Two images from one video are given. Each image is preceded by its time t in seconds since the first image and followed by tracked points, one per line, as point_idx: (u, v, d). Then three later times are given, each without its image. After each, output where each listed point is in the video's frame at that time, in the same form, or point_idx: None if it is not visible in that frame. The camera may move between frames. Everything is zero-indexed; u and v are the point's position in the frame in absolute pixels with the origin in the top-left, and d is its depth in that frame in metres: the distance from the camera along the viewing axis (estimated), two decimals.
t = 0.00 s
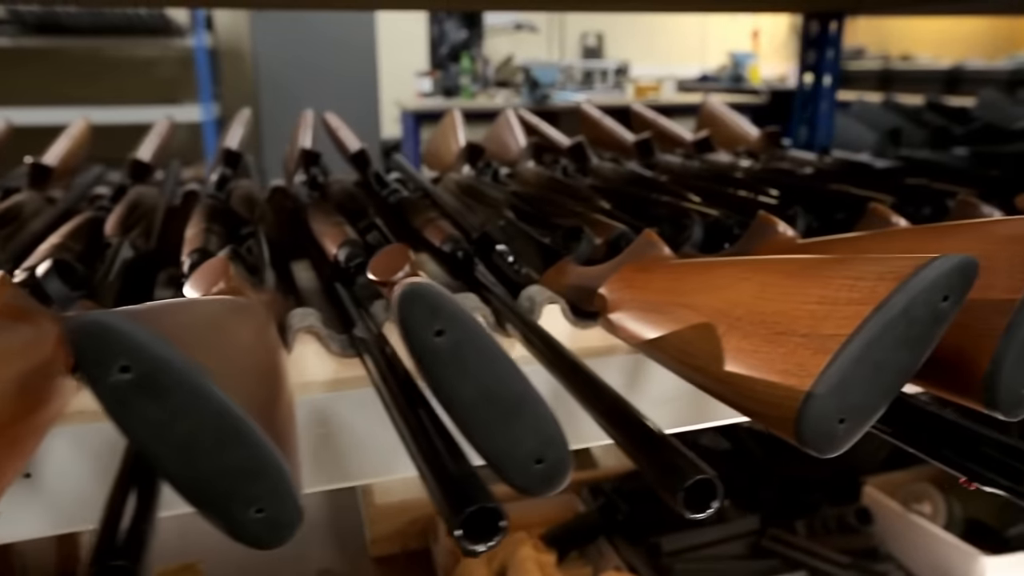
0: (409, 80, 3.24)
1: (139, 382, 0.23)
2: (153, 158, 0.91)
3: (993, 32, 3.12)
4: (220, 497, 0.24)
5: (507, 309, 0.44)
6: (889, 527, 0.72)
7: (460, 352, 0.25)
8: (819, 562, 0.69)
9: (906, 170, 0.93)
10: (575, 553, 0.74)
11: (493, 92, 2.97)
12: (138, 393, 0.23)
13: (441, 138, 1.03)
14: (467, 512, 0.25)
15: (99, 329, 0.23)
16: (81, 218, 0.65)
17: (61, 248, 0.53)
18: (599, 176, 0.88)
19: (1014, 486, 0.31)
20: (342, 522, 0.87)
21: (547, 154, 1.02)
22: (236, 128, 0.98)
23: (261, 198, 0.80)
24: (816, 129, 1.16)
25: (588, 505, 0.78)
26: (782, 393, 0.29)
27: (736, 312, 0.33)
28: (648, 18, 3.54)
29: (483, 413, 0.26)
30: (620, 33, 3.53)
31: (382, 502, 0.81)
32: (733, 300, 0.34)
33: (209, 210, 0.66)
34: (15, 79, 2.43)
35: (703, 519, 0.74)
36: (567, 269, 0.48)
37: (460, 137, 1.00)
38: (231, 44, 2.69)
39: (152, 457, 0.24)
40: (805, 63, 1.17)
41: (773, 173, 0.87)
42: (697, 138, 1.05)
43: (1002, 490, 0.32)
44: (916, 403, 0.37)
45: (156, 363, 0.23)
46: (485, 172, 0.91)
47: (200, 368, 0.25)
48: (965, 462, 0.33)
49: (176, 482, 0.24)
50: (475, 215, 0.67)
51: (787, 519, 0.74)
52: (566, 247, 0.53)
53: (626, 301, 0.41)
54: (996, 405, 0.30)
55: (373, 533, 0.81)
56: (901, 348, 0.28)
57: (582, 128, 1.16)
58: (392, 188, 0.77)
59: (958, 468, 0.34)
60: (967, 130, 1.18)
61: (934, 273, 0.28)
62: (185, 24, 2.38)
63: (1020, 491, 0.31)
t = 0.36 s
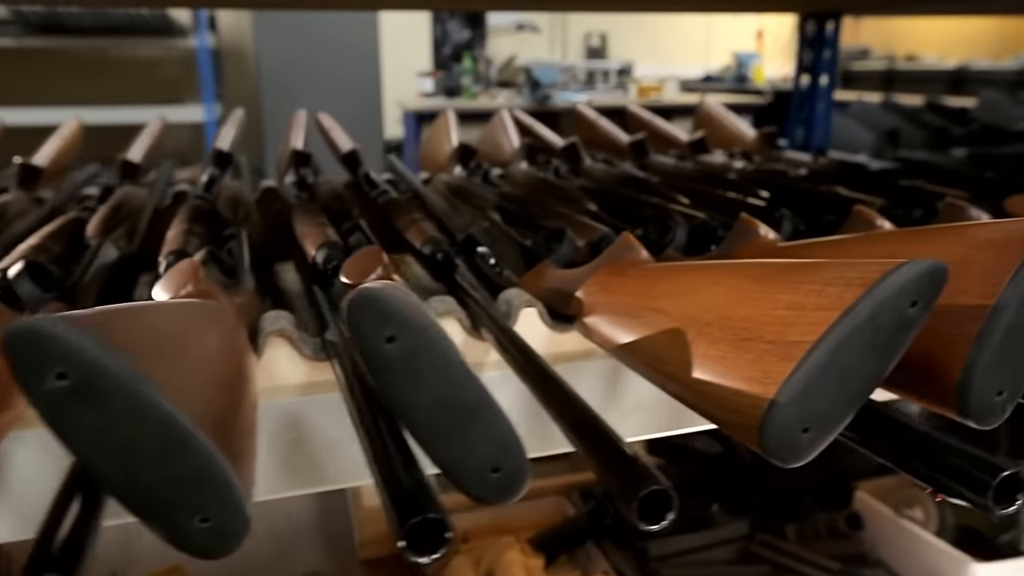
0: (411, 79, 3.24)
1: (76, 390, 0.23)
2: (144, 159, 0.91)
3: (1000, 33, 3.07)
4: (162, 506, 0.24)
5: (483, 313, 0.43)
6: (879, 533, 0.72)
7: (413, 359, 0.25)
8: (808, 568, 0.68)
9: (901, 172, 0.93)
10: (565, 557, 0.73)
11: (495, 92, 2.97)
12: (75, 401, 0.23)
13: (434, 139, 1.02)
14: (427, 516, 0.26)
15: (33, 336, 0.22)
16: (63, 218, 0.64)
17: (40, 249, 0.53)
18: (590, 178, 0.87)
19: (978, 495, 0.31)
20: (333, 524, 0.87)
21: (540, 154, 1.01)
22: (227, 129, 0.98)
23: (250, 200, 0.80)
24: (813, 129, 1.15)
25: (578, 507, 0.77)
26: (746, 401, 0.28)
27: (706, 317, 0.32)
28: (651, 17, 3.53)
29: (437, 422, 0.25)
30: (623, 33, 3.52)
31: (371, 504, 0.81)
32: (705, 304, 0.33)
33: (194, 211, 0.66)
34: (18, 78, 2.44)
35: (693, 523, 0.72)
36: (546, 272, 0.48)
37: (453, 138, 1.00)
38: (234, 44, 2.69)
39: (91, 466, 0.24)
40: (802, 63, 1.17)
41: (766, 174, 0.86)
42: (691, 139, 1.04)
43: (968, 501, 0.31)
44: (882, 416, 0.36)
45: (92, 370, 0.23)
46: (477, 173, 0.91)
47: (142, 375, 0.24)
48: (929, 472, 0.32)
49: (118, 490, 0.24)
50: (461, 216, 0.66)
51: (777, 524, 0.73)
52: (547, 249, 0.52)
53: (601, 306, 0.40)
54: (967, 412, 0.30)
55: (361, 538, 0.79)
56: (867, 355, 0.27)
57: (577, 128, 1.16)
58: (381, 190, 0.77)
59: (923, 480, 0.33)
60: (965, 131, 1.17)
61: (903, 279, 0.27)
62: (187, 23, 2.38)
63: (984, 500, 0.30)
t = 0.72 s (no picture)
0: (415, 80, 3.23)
1: (11, 396, 0.22)
2: (136, 159, 0.91)
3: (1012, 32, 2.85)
4: (102, 516, 0.23)
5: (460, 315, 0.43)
6: (872, 539, 0.71)
7: (362, 364, 0.24)
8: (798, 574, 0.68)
9: (899, 173, 0.92)
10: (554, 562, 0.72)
11: (498, 92, 2.95)
12: (10, 407, 0.22)
13: (430, 139, 1.02)
14: (369, 527, 0.26)
15: None
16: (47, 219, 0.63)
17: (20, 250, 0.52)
18: (583, 179, 0.87)
19: (940, 508, 0.31)
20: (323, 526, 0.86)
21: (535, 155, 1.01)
22: (221, 129, 0.98)
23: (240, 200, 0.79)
24: (812, 130, 1.14)
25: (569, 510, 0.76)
26: (710, 409, 0.27)
27: (676, 322, 0.32)
28: (657, 17, 3.52)
29: (388, 429, 0.25)
30: (629, 33, 3.51)
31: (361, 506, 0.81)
32: (675, 309, 0.32)
33: (179, 211, 0.66)
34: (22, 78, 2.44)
35: (684, 528, 0.71)
36: (526, 274, 0.47)
37: (447, 138, 0.99)
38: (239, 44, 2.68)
39: (29, 475, 0.23)
40: (802, 63, 1.15)
41: (761, 175, 0.85)
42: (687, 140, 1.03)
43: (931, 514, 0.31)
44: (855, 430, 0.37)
45: (26, 376, 0.22)
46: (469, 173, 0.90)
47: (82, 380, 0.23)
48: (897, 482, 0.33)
49: (57, 501, 0.23)
50: (447, 218, 0.66)
51: (769, 529, 0.72)
52: (529, 252, 0.52)
53: (576, 309, 0.40)
54: (939, 421, 0.29)
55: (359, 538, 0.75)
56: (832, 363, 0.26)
57: (574, 129, 1.15)
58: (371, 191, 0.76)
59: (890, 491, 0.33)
60: (967, 132, 1.15)
61: (869, 285, 0.27)
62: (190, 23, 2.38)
63: (945, 513, 0.31)
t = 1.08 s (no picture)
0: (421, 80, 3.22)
1: None
2: (130, 159, 0.91)
3: None
4: (44, 525, 0.23)
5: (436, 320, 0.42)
6: (864, 546, 0.70)
7: (307, 371, 0.24)
8: None
9: (899, 175, 0.90)
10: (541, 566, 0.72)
11: (504, 92, 2.95)
12: None
13: (426, 140, 1.02)
14: (304, 537, 0.26)
15: None
16: (35, 220, 0.63)
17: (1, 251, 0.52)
18: (576, 181, 0.86)
19: (898, 520, 0.32)
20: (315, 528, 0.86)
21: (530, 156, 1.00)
22: (215, 131, 0.98)
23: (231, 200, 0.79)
24: (812, 131, 1.13)
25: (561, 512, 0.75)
26: (671, 416, 0.27)
27: (643, 328, 0.31)
28: (665, 18, 3.50)
29: (335, 436, 0.24)
30: (637, 33, 3.49)
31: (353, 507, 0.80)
32: (642, 315, 0.32)
33: (166, 212, 0.65)
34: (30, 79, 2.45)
35: (676, 532, 0.70)
36: (505, 276, 0.47)
37: (442, 139, 0.99)
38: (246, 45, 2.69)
39: None
40: (801, 64, 1.14)
41: (756, 177, 0.85)
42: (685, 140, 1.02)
43: (890, 525, 0.33)
44: (819, 439, 0.38)
45: None
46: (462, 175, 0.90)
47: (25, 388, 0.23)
48: (861, 495, 0.34)
49: None
50: (434, 219, 0.65)
51: (761, 535, 0.72)
52: (511, 254, 0.51)
53: (549, 313, 0.39)
54: (910, 430, 0.29)
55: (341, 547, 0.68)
56: (792, 370, 0.26)
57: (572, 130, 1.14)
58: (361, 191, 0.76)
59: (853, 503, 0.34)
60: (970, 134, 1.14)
61: (832, 291, 0.26)
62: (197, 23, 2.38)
63: (903, 525, 0.32)
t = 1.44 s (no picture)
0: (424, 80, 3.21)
1: None
2: (120, 158, 0.90)
3: None
4: None
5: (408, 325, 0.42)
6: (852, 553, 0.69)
7: (246, 377, 0.23)
8: None
9: (895, 177, 0.89)
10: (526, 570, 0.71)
11: (507, 92, 2.94)
12: None
13: (418, 141, 1.01)
14: (235, 548, 0.26)
15: None
16: (19, 219, 0.63)
17: None
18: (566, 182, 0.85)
19: (850, 534, 0.32)
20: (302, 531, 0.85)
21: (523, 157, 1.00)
22: (207, 131, 0.97)
23: (218, 200, 0.79)
24: (808, 132, 1.12)
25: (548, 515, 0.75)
26: (624, 423, 0.26)
27: (604, 332, 0.31)
28: (670, 18, 3.49)
29: (276, 444, 0.24)
30: (642, 33, 3.47)
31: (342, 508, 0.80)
32: (604, 320, 0.31)
33: (147, 212, 0.65)
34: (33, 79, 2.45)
35: (661, 536, 0.72)
36: (480, 279, 0.46)
37: (435, 139, 0.98)
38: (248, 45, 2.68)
39: None
40: (798, 64, 1.13)
41: (748, 178, 0.84)
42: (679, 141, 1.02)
43: (840, 537, 0.32)
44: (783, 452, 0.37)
45: None
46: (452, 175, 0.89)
47: None
48: (814, 506, 0.33)
49: None
50: (417, 221, 0.65)
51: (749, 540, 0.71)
52: (488, 256, 0.51)
53: (518, 317, 0.39)
54: (871, 438, 0.28)
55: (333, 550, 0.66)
56: (747, 378, 0.25)
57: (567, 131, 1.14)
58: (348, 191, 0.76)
59: (810, 515, 0.34)
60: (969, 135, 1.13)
61: (788, 298, 0.25)
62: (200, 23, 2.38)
63: (856, 539, 0.31)
